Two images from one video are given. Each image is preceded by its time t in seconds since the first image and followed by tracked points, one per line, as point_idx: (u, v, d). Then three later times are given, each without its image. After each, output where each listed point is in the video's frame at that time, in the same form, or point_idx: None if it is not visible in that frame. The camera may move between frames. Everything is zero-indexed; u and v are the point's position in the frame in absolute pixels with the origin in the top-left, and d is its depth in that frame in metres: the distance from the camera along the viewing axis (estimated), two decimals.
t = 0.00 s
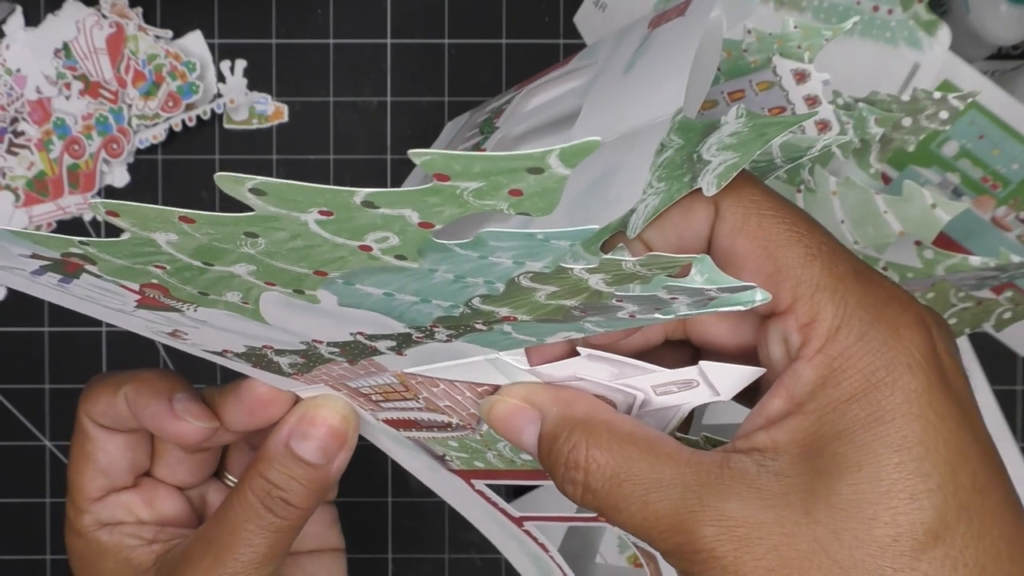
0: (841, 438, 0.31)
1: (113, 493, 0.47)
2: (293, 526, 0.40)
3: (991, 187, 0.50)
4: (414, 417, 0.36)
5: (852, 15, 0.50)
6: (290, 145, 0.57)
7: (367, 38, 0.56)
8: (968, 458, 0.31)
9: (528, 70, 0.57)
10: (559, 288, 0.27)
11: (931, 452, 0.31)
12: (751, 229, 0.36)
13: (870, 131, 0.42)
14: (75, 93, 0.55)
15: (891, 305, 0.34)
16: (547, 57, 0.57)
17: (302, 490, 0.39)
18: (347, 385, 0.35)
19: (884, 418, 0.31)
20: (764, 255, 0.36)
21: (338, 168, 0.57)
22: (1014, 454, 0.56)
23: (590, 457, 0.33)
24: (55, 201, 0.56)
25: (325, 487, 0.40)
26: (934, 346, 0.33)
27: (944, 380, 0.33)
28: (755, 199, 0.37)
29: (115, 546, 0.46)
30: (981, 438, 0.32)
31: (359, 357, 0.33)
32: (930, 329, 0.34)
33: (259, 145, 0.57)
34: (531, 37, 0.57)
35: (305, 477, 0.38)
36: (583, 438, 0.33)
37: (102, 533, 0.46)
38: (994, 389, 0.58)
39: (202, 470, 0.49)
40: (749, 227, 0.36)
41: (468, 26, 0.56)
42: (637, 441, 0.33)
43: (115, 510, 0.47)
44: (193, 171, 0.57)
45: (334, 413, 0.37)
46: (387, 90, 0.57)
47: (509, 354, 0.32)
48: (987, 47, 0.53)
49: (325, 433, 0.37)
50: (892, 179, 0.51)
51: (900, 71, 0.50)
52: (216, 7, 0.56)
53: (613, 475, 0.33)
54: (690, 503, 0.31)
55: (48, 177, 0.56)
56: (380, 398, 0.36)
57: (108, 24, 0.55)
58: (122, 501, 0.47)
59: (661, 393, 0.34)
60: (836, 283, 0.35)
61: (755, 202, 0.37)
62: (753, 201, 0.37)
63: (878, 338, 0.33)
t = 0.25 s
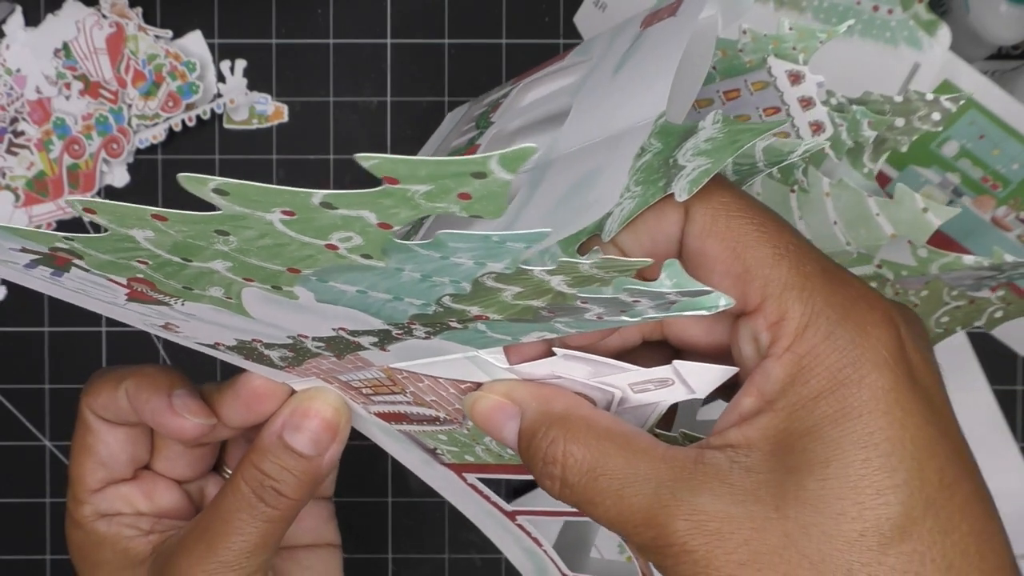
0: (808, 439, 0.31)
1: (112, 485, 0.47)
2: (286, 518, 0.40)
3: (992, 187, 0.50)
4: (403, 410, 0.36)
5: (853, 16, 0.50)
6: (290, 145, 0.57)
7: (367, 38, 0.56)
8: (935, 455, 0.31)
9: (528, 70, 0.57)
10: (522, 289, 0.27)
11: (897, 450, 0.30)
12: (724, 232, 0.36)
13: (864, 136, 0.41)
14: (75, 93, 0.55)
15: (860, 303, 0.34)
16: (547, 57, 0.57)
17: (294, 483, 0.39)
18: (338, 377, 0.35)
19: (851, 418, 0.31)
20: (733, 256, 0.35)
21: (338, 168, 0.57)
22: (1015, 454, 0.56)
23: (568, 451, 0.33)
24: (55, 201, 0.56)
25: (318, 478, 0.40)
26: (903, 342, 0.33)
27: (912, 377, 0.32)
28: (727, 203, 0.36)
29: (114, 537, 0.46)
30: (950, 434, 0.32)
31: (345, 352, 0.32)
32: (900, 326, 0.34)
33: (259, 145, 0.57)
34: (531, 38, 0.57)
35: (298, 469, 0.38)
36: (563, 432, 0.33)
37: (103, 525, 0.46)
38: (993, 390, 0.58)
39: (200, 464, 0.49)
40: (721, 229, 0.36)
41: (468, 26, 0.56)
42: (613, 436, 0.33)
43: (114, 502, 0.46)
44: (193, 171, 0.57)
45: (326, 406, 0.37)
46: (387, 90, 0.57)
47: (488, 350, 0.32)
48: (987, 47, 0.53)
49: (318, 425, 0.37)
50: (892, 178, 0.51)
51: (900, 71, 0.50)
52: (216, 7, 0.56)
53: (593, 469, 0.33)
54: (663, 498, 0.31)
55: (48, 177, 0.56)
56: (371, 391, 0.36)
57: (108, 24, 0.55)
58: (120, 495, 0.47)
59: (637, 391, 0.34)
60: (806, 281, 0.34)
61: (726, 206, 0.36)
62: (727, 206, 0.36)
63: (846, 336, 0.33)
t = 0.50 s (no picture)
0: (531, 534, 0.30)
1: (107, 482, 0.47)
2: (254, 517, 0.40)
3: (992, 187, 0.52)
4: (354, 422, 0.33)
5: (852, 17, 0.51)
6: (290, 145, 0.57)
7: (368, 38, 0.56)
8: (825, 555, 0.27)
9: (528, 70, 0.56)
10: (351, 345, 0.25)
11: (756, 532, 0.27)
12: (567, 277, 0.31)
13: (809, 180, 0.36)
14: (75, 93, 0.55)
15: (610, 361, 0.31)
16: (547, 58, 0.57)
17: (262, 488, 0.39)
18: (294, 387, 0.32)
19: (639, 515, 0.28)
20: (583, 301, 0.31)
21: (338, 169, 0.57)
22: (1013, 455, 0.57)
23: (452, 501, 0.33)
24: (55, 201, 0.56)
25: (284, 479, 0.40)
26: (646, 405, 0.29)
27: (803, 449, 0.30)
28: (567, 253, 0.31)
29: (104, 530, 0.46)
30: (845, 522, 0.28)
31: (278, 369, 0.28)
32: (625, 384, 0.30)
33: (259, 145, 0.57)
34: (531, 38, 0.57)
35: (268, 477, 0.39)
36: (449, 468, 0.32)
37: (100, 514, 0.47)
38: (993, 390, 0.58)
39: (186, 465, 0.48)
40: (565, 270, 0.31)
41: (468, 26, 0.56)
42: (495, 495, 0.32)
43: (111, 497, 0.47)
44: (192, 171, 0.57)
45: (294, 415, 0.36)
46: (387, 91, 0.57)
47: (393, 379, 0.27)
48: (987, 47, 0.53)
49: (285, 432, 0.37)
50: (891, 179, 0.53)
51: (898, 73, 0.51)
52: (216, 7, 0.56)
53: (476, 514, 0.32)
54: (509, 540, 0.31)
55: (48, 177, 0.56)
56: (322, 402, 0.32)
57: (108, 24, 0.55)
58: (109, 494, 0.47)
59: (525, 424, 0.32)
60: (596, 338, 0.31)
61: (580, 256, 0.31)
62: (571, 257, 0.31)
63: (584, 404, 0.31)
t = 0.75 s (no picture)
0: None
1: (54, 466, 0.49)
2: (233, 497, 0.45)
3: (992, 187, 0.53)
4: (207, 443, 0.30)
5: (853, 17, 0.50)
6: (290, 145, 0.57)
7: (367, 38, 0.56)
8: None
9: (528, 70, 0.57)
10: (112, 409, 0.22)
11: None
12: (306, 353, 0.34)
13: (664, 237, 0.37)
14: (75, 93, 0.55)
15: (358, 435, 0.31)
16: (547, 58, 0.56)
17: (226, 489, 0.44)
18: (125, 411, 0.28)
19: None
20: (314, 376, 0.34)
21: (338, 169, 0.57)
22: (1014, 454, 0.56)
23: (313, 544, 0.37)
24: (56, 201, 0.56)
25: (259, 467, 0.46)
26: (387, 467, 0.30)
27: (533, 513, 0.30)
28: (340, 327, 0.34)
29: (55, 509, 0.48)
30: None
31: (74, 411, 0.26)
32: (358, 453, 0.31)
33: (259, 145, 0.57)
34: (531, 38, 0.57)
35: (234, 479, 0.44)
36: (321, 481, 0.37)
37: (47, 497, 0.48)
38: (995, 390, 0.58)
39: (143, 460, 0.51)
40: (299, 349, 0.34)
41: (468, 26, 0.56)
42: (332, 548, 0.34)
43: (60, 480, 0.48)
44: (192, 171, 0.57)
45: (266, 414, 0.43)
46: (387, 90, 0.57)
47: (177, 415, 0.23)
48: (987, 47, 0.53)
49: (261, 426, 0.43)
50: (892, 178, 0.55)
51: (899, 72, 0.50)
52: (216, 7, 0.56)
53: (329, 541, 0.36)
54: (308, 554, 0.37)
55: (47, 177, 0.56)
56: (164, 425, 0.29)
57: (107, 24, 0.55)
58: (59, 480, 0.48)
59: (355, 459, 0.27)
60: (332, 411, 0.33)
61: (332, 332, 0.34)
62: (339, 330, 0.34)
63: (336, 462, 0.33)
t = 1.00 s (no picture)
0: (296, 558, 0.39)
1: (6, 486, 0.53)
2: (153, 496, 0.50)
3: (993, 187, 0.54)
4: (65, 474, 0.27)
5: (853, 17, 0.51)
6: (290, 145, 0.57)
7: (368, 38, 0.56)
8: None
9: (528, 70, 0.57)
10: None
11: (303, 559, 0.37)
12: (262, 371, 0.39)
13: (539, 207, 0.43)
14: (75, 93, 0.55)
15: (291, 448, 0.37)
16: (547, 57, 0.56)
17: (162, 471, 0.50)
18: None
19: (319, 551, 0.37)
20: (272, 394, 0.39)
21: (338, 169, 0.57)
22: (1015, 454, 0.56)
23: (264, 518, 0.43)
24: (55, 201, 0.56)
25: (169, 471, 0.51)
26: (317, 471, 0.37)
27: (428, 507, 0.38)
28: (289, 347, 0.40)
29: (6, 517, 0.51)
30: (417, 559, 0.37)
31: None
32: (287, 460, 0.37)
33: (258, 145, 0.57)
34: (531, 38, 0.57)
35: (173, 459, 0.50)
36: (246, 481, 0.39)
37: None
38: (997, 390, 0.57)
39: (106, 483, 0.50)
40: (263, 365, 0.39)
41: (468, 26, 0.56)
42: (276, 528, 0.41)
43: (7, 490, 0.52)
44: (192, 171, 0.57)
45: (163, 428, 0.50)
46: (387, 90, 0.57)
47: None
48: (988, 47, 0.53)
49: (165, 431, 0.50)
50: (892, 178, 0.54)
51: (900, 71, 0.51)
52: (216, 7, 0.56)
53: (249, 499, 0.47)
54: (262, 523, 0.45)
55: (47, 177, 0.56)
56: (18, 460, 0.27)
57: (107, 24, 0.55)
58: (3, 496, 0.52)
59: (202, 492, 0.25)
60: (270, 422, 0.39)
61: (280, 360, 0.39)
62: (287, 351, 0.39)
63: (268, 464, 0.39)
